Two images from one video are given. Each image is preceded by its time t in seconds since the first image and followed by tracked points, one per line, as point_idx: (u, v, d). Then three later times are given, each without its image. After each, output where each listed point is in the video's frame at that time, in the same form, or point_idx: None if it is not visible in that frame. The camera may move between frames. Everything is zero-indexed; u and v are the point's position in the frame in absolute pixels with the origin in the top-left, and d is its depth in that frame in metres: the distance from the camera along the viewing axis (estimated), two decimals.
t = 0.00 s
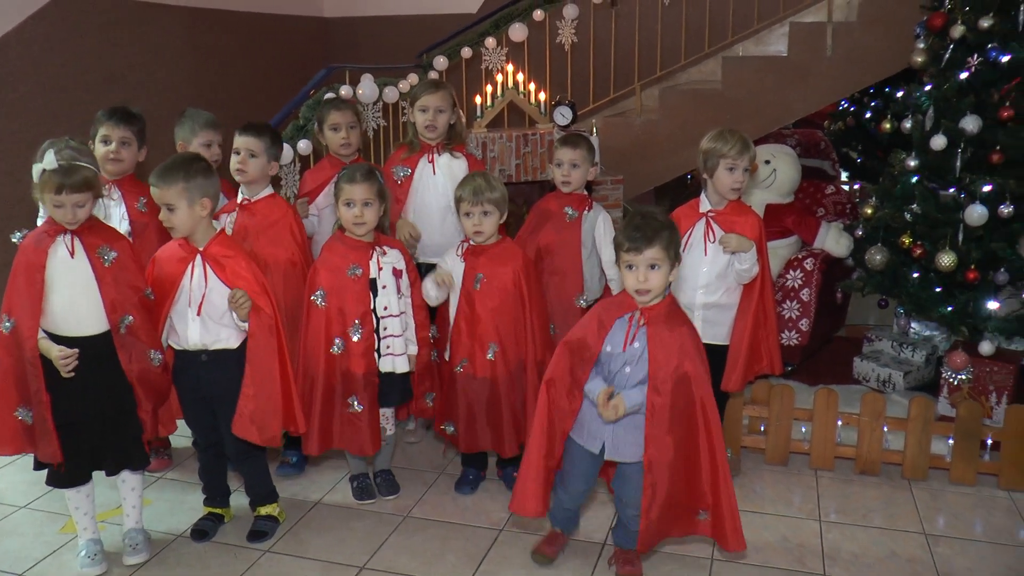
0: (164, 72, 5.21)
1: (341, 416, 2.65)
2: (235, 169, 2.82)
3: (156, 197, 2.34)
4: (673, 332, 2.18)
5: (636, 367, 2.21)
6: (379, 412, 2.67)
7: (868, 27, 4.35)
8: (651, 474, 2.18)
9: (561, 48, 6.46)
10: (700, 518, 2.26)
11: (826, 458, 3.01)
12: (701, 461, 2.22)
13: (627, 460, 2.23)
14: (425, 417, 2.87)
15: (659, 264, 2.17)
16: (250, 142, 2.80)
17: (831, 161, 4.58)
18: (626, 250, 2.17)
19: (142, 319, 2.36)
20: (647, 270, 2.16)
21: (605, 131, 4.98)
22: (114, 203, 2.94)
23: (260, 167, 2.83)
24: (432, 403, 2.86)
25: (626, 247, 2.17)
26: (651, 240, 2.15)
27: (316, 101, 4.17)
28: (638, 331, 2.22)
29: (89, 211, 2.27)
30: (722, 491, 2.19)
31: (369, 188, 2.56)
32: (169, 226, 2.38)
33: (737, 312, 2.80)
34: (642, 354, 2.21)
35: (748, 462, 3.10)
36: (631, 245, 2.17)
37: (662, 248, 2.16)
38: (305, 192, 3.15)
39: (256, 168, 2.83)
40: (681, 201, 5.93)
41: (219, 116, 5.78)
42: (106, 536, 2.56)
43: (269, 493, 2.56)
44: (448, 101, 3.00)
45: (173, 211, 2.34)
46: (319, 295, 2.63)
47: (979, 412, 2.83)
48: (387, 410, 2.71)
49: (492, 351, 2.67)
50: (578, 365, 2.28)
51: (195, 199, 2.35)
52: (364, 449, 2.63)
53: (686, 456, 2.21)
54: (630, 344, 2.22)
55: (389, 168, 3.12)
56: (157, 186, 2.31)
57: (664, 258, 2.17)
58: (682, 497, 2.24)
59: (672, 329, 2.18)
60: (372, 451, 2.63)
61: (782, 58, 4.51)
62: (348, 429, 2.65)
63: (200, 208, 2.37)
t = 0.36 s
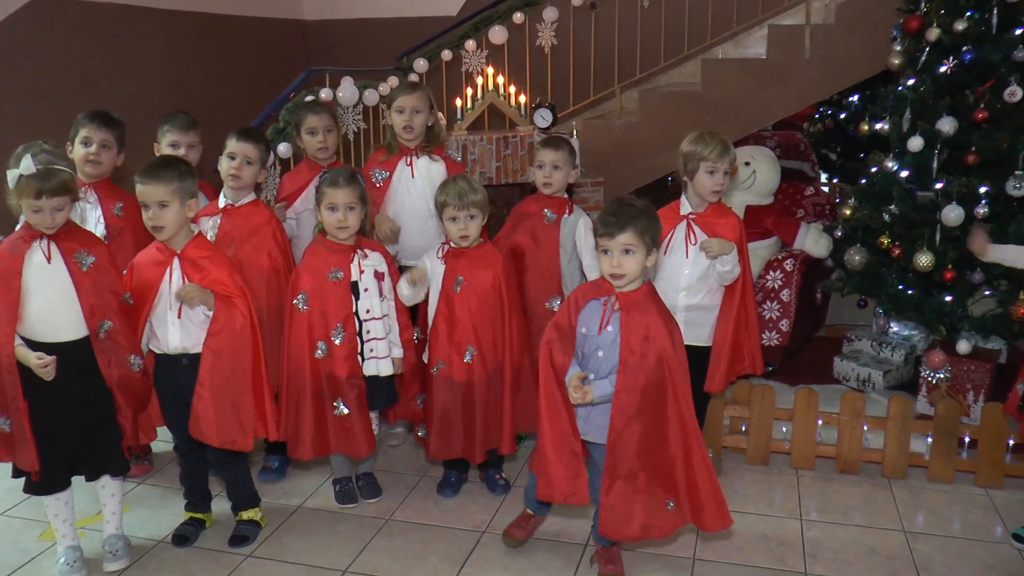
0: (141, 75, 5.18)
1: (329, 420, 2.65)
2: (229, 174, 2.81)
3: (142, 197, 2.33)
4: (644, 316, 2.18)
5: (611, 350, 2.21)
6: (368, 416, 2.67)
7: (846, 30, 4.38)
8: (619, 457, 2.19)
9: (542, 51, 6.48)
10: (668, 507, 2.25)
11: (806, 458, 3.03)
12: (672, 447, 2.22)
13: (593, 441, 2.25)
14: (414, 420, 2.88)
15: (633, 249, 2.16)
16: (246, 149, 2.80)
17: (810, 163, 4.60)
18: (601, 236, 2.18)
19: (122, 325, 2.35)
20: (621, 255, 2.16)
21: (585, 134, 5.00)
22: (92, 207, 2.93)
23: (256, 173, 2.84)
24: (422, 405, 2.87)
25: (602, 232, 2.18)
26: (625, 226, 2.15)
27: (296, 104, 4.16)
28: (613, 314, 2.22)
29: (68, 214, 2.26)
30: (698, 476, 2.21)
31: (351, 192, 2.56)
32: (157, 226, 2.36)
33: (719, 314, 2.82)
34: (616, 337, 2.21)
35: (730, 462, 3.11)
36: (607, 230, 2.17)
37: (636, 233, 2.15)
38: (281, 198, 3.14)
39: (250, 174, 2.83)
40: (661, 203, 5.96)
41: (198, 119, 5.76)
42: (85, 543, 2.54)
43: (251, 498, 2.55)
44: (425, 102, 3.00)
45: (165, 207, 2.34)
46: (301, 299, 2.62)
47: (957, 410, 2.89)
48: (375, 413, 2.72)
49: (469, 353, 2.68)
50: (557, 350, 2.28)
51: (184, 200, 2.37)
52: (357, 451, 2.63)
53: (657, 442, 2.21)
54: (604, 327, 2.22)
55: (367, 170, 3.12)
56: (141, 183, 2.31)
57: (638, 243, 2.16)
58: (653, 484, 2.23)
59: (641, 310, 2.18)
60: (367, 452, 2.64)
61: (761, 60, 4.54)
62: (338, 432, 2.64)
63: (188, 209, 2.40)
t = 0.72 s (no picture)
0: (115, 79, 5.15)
1: (302, 426, 2.64)
2: (212, 181, 2.81)
3: (125, 198, 2.33)
4: (591, 305, 2.23)
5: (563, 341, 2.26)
6: (343, 421, 2.66)
7: (822, 33, 4.42)
8: (580, 448, 2.19)
9: (520, 54, 6.49)
10: (627, 495, 2.28)
11: (786, 458, 3.06)
12: (628, 433, 2.26)
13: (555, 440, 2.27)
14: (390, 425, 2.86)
15: (577, 246, 2.23)
16: (231, 155, 2.81)
17: (788, 165, 4.64)
18: (545, 234, 2.24)
19: (101, 331, 2.34)
20: (565, 252, 2.23)
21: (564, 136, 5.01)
22: (69, 211, 2.89)
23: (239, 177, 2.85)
24: (396, 411, 2.86)
25: (544, 229, 2.24)
26: (567, 223, 2.21)
27: (274, 108, 4.15)
28: (558, 307, 2.27)
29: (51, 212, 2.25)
30: (654, 463, 2.24)
31: (330, 196, 2.56)
32: (140, 227, 2.35)
33: (698, 316, 2.83)
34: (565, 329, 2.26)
35: (709, 463, 3.13)
36: (549, 228, 2.24)
37: (579, 230, 2.21)
38: (258, 201, 3.13)
39: (235, 179, 2.85)
40: (639, 206, 5.98)
41: (175, 122, 5.72)
42: (63, 551, 2.51)
43: (232, 503, 2.54)
44: (402, 105, 3.01)
45: (149, 208, 2.35)
46: (280, 303, 2.61)
47: (933, 409, 2.92)
48: (350, 419, 2.71)
49: (457, 355, 2.68)
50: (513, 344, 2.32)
51: (167, 204, 2.39)
52: (329, 457, 2.62)
53: (615, 431, 2.23)
54: (552, 320, 2.26)
55: (343, 172, 3.11)
56: (124, 185, 2.31)
57: (581, 240, 2.23)
58: (614, 473, 2.23)
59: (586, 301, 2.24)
60: (338, 459, 2.62)
61: (738, 63, 4.57)
62: (310, 438, 2.63)
63: (170, 212, 2.41)
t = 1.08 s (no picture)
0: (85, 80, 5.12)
1: (276, 429, 2.64)
2: (201, 186, 2.78)
3: (100, 202, 2.30)
4: (509, 300, 2.33)
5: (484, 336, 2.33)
6: (316, 426, 2.65)
7: (796, 36, 4.46)
8: (510, 437, 2.30)
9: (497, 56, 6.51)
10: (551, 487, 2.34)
11: (762, 457, 3.08)
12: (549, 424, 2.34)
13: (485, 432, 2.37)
14: (358, 429, 2.89)
15: (503, 239, 2.31)
16: (219, 160, 2.76)
17: (763, 167, 4.68)
18: (472, 227, 2.30)
19: (75, 337, 2.32)
20: (492, 244, 2.30)
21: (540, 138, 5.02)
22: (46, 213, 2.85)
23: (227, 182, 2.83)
24: (365, 416, 2.87)
25: (472, 223, 2.29)
26: (495, 217, 2.28)
27: (250, 111, 4.14)
28: (479, 302, 2.35)
29: (17, 206, 2.19)
30: (574, 452, 2.34)
31: (309, 200, 2.55)
32: (114, 233, 2.33)
33: (674, 317, 2.85)
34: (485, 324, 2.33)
35: (687, 463, 3.15)
36: (476, 222, 2.30)
37: (505, 224, 2.30)
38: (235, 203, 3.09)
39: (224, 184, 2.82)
40: (617, 208, 6.00)
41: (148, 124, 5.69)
42: (36, 558, 2.49)
43: (209, 509, 2.52)
44: (377, 108, 3.01)
45: (125, 213, 2.32)
46: (255, 305, 2.60)
47: (907, 407, 2.96)
48: (326, 424, 2.69)
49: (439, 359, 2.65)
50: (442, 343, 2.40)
51: (142, 208, 2.37)
52: (302, 461, 2.61)
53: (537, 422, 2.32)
54: (473, 314, 2.34)
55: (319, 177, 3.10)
56: (99, 189, 2.29)
57: (507, 234, 2.31)
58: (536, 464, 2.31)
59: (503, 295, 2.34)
60: (310, 464, 2.61)
61: (713, 65, 4.61)
62: (284, 442, 2.63)
63: (145, 217, 2.39)
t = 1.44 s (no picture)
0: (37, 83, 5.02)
1: (232, 435, 2.62)
2: (169, 191, 2.77)
3: (59, 208, 2.27)
4: (473, 296, 2.36)
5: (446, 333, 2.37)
6: (276, 431, 2.64)
7: (753, 38, 4.52)
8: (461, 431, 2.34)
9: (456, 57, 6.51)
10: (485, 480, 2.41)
11: (722, 453, 3.12)
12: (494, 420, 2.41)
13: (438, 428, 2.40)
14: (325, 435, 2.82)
15: (458, 237, 2.34)
16: (185, 163, 2.77)
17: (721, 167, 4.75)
18: (427, 228, 2.32)
19: (30, 343, 2.29)
20: (448, 243, 2.33)
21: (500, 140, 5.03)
22: None
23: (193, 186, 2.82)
24: (332, 421, 2.89)
25: (427, 224, 2.32)
26: (449, 216, 2.31)
27: (206, 113, 4.10)
28: (441, 299, 2.38)
29: None
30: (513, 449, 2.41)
31: (266, 203, 2.54)
32: (78, 239, 2.30)
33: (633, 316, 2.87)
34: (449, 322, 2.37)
35: (647, 460, 3.18)
36: (431, 223, 2.32)
37: (460, 222, 2.33)
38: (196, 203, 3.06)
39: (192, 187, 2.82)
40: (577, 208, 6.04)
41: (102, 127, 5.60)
42: None
43: (168, 515, 2.49)
44: (335, 108, 3.00)
45: (89, 219, 2.30)
46: (212, 310, 2.58)
47: (863, 402, 3.01)
48: (285, 429, 2.68)
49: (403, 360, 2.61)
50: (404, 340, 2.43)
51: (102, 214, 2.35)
52: (262, 467, 2.60)
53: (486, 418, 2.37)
54: (436, 312, 2.38)
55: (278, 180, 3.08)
56: (60, 196, 2.26)
57: (462, 231, 2.34)
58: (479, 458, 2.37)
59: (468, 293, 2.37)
60: (270, 468, 2.61)
61: (671, 67, 4.66)
62: (242, 447, 2.62)
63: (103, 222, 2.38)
